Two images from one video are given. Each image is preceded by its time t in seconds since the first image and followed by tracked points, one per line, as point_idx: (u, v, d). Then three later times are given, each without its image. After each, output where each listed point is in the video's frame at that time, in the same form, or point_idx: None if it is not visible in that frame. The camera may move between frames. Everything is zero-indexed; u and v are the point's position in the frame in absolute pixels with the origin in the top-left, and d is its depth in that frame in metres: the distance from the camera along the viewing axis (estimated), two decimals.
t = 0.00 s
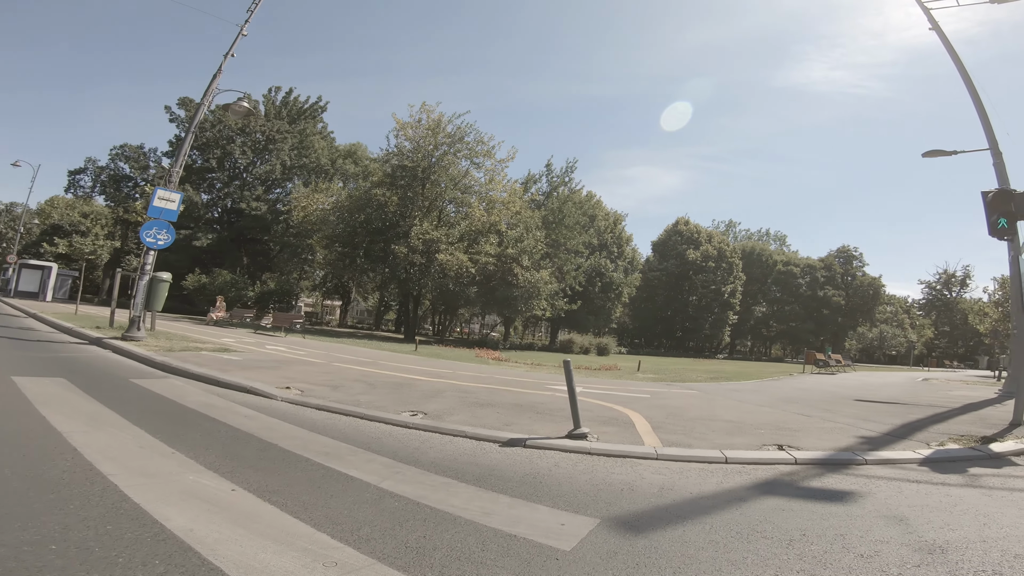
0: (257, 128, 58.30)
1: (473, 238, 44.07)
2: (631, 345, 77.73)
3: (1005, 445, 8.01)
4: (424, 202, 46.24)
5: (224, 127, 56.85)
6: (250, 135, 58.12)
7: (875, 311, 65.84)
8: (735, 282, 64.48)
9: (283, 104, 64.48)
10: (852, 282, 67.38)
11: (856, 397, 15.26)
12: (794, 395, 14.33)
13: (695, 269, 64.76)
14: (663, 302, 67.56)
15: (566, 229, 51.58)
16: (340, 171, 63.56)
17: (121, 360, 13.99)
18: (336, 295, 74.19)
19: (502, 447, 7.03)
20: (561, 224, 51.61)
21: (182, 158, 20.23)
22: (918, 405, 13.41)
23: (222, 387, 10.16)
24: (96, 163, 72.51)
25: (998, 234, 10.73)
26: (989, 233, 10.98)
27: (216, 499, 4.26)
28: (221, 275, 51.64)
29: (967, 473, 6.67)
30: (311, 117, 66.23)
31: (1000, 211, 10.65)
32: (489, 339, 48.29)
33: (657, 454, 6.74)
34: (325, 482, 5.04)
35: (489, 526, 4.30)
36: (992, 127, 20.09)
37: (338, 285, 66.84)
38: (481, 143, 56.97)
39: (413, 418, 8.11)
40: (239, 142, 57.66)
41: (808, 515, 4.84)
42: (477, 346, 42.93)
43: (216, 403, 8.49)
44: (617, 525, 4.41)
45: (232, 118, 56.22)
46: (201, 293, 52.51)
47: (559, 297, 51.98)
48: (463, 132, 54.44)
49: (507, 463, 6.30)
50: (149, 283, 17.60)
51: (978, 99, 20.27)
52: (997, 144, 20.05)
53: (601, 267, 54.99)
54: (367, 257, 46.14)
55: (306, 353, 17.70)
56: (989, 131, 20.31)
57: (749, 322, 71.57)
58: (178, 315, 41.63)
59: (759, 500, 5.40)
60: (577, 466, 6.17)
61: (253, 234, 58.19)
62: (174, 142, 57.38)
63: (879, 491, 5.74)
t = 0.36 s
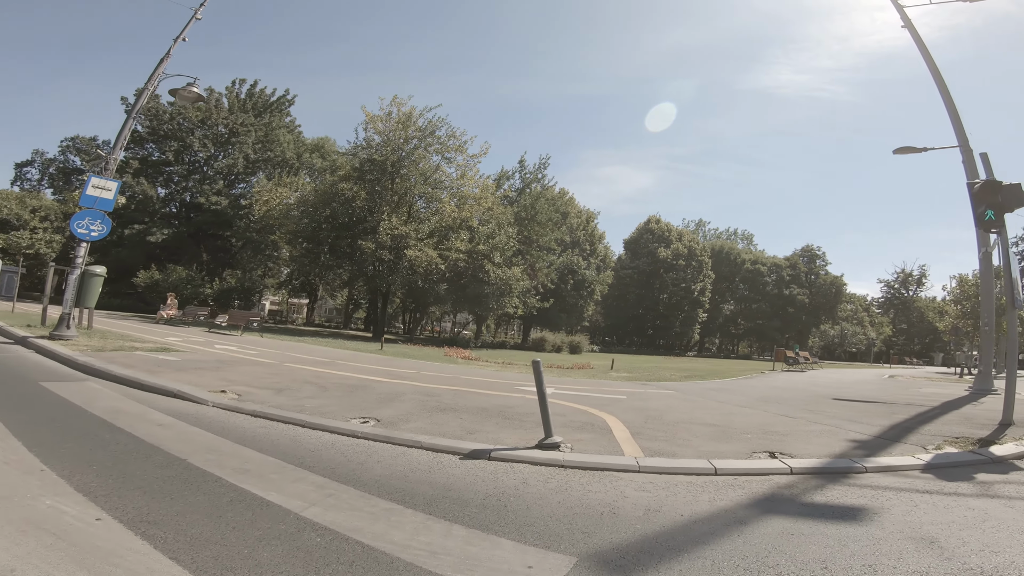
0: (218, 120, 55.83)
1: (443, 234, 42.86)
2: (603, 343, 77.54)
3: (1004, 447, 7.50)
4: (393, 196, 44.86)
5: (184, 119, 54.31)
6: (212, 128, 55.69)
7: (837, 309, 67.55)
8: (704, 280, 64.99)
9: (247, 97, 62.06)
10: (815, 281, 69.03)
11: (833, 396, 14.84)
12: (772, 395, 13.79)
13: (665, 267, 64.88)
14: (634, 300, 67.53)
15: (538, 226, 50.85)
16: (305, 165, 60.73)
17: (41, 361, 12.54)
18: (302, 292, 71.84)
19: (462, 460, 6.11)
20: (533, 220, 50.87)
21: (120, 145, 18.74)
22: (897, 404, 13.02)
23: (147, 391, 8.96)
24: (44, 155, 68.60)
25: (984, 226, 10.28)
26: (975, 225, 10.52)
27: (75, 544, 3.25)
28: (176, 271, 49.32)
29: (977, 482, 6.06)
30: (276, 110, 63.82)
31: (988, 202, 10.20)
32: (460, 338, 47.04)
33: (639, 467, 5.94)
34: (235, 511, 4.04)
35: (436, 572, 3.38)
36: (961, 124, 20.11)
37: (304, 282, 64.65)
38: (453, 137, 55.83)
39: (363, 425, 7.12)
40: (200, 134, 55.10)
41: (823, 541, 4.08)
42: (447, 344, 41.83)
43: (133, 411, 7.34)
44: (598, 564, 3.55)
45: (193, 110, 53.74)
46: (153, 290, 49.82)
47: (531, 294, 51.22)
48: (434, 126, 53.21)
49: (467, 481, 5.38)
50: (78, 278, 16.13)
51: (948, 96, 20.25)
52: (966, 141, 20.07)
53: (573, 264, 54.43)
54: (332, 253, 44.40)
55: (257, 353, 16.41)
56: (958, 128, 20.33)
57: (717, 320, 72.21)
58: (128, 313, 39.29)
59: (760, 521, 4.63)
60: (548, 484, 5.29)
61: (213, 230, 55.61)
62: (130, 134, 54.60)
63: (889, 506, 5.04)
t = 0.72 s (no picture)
0: (187, 113, 53.53)
1: (419, 230, 41.73)
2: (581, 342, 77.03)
3: (1017, 452, 6.95)
4: (369, 191, 43.53)
5: (150, 111, 51.96)
6: (180, 121, 53.38)
7: (810, 308, 68.88)
8: (682, 279, 65.24)
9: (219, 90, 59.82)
10: (789, 280, 70.06)
11: (818, 396, 14.36)
12: (759, 396, 13.22)
13: (643, 266, 64.80)
14: (613, 299, 67.21)
15: (516, 223, 50.10)
16: (279, 160, 59.16)
17: None
18: (275, 290, 69.56)
19: (424, 478, 5.27)
20: (512, 217, 50.08)
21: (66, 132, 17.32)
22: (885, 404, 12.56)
23: (69, 395, 7.86)
24: None
25: (983, 219, 9.78)
26: (973, 219, 10.04)
27: None
28: (136, 267, 47.14)
29: (1002, 494, 5.45)
30: (249, 103, 61.61)
31: (986, 194, 9.73)
32: (436, 336, 45.86)
33: (629, 483, 5.18)
34: (118, 558, 3.13)
35: None
36: (941, 121, 19.95)
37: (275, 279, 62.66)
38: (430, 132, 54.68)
39: (313, 435, 6.20)
40: (167, 127, 52.74)
41: None
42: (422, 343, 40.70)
43: (41, 420, 6.29)
44: None
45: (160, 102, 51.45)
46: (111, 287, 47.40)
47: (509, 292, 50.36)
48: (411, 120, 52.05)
49: (428, 504, 4.53)
50: (14, 272, 14.74)
51: (929, 94, 20.11)
52: (947, 138, 19.92)
53: (552, 262, 53.71)
54: (303, 249, 42.78)
55: (212, 353, 15.20)
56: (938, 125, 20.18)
57: (694, 319, 72.38)
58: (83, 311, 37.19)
59: (779, 550, 3.88)
60: (523, 508, 4.46)
61: (179, 225, 53.26)
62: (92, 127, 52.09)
63: (918, 526, 4.37)
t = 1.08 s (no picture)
0: (155, 102, 51.28)
1: (394, 225, 40.53)
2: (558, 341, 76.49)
3: None
4: (343, 185, 42.14)
5: (116, 100, 49.66)
6: (147, 111, 51.20)
7: (784, 309, 69.52)
8: (659, 278, 65.30)
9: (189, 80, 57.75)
10: (763, 281, 70.64)
11: (799, 398, 13.91)
12: (741, 398, 12.66)
13: (621, 265, 64.63)
14: (591, 298, 66.86)
15: (494, 220, 49.20)
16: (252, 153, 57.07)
17: None
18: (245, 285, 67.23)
19: (368, 497, 4.43)
20: (490, 214, 49.22)
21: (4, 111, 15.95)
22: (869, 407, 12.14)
23: None
24: None
25: (978, 215, 9.34)
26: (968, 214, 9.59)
27: None
28: (94, 260, 44.92)
29: None
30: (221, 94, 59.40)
31: (984, 188, 9.27)
32: (411, 334, 44.64)
33: (611, 504, 4.45)
34: None
35: None
36: (922, 121, 19.78)
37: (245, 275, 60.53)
38: (408, 126, 53.42)
39: (243, 445, 5.30)
40: (133, 116, 50.44)
41: None
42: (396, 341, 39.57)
43: None
44: None
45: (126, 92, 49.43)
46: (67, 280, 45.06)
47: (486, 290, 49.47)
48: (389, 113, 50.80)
49: (367, 533, 3.70)
50: None
51: (910, 93, 19.97)
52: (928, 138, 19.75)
53: (530, 259, 53.00)
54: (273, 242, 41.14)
55: (160, 350, 14.06)
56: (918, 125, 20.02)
57: (670, 319, 72.50)
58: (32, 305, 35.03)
59: None
60: (484, 540, 3.67)
61: (143, 218, 50.89)
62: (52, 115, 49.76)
63: (949, 555, 3.73)
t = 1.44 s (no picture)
0: (121, 92, 48.84)
1: (369, 219, 39.19)
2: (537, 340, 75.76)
3: None
4: (316, 176, 40.65)
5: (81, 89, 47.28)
6: (114, 101, 48.73)
7: (759, 309, 69.99)
8: (638, 277, 65.04)
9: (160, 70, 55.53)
10: (740, 281, 70.98)
11: (783, 399, 13.33)
12: (725, 399, 12.00)
13: (601, 264, 64.16)
14: (570, 296, 66.28)
15: (473, 215, 48.17)
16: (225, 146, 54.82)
17: None
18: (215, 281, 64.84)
19: (283, 524, 3.56)
20: (469, 209, 48.17)
21: None
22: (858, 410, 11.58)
23: None
24: None
25: (982, 207, 8.81)
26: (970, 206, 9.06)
27: None
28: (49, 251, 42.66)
29: None
30: (193, 86, 57.09)
31: (987, 178, 8.76)
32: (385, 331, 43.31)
33: (589, 538, 3.61)
34: None
35: None
36: (906, 118, 19.50)
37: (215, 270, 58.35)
38: (386, 118, 52.02)
39: (142, 457, 4.41)
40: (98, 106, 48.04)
41: None
42: (370, 338, 38.24)
43: None
44: None
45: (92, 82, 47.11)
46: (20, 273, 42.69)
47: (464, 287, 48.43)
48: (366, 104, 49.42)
49: None
50: None
51: (895, 91, 19.69)
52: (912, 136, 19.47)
53: (509, 257, 52.16)
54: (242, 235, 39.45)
55: (98, 346, 12.81)
56: (902, 123, 19.74)
57: (648, 318, 72.37)
58: None
59: None
60: None
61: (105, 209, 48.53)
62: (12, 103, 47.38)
63: None
